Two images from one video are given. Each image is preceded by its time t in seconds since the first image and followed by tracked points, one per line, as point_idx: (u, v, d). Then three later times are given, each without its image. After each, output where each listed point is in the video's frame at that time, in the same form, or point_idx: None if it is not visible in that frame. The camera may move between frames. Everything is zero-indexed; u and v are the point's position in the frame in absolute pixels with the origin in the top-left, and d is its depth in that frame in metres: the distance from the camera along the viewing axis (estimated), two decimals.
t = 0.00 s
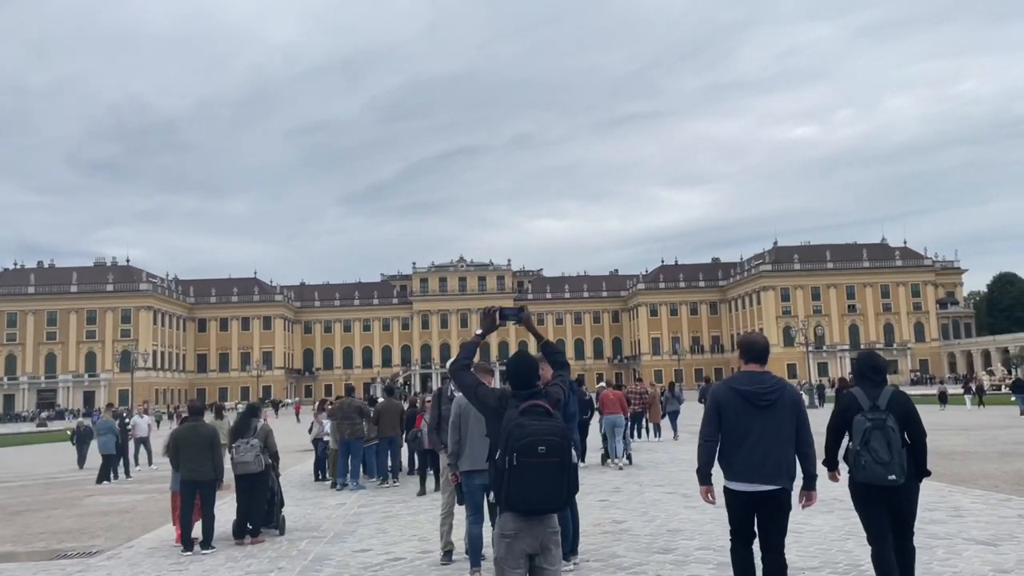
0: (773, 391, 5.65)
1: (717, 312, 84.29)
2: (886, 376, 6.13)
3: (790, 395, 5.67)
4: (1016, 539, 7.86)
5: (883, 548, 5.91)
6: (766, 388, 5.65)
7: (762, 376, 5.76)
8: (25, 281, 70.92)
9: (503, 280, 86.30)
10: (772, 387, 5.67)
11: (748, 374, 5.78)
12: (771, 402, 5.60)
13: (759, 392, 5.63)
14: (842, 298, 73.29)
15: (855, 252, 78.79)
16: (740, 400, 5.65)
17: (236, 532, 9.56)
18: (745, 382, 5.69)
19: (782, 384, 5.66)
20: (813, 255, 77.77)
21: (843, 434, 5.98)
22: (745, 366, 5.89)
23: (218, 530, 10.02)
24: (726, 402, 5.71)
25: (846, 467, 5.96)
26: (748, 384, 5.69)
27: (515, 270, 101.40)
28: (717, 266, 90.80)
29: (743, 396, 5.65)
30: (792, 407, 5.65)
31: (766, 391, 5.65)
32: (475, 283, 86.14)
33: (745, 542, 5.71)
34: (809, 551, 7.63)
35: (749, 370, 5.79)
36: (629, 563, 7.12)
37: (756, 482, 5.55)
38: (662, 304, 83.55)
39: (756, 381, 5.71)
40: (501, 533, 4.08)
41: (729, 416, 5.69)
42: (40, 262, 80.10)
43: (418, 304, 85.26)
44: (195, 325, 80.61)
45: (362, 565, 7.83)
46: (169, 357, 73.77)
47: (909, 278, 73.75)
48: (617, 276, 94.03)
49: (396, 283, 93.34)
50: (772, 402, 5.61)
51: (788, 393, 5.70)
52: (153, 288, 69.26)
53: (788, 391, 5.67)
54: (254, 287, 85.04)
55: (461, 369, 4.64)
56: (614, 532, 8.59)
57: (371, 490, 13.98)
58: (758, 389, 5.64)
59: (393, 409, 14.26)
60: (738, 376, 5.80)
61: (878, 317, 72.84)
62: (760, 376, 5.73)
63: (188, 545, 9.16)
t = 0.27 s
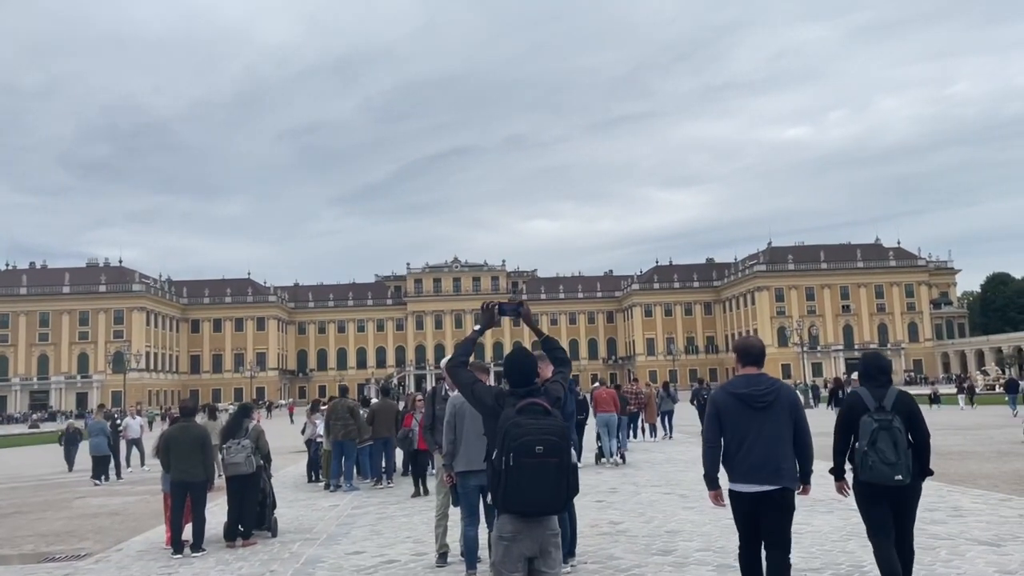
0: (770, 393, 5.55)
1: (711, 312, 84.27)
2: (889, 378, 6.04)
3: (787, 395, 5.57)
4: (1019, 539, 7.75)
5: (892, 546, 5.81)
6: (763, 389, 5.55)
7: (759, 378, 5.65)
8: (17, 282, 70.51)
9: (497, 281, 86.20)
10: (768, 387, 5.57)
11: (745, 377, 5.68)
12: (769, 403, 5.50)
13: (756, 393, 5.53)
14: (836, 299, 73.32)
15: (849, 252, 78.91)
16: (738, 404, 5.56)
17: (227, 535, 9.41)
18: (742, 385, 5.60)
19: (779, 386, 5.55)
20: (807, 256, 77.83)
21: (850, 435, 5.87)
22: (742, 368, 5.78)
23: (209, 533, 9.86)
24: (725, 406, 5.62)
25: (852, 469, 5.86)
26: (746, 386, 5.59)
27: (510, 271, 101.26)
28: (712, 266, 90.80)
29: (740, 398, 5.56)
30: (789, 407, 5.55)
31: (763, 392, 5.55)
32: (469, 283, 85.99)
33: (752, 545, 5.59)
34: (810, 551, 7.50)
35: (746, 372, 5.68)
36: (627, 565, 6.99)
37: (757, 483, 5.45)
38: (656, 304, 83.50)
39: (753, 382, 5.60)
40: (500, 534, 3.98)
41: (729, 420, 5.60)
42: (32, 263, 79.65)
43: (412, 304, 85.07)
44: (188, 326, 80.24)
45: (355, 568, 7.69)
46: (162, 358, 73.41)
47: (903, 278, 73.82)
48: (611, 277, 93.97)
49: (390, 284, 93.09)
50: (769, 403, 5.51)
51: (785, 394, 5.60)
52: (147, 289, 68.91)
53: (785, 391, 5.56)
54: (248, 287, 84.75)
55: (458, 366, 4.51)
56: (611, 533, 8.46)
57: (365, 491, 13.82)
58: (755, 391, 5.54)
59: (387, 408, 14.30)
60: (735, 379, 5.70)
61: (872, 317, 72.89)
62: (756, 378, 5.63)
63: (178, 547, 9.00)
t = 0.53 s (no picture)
0: (767, 392, 5.43)
1: (710, 312, 84.20)
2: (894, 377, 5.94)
3: (783, 395, 5.44)
4: None
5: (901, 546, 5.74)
6: (758, 389, 5.43)
7: (756, 377, 5.53)
8: (16, 282, 70.37)
9: (496, 281, 86.13)
10: (765, 386, 5.45)
11: (741, 377, 5.56)
12: (765, 403, 5.38)
13: (751, 393, 5.42)
14: (835, 298, 73.26)
15: (848, 252, 78.88)
16: (735, 404, 5.46)
17: (222, 539, 9.30)
18: (737, 385, 5.48)
19: (774, 385, 5.42)
20: (806, 256, 77.81)
21: (859, 436, 5.78)
22: (739, 367, 5.66)
23: (204, 536, 9.77)
24: (721, 407, 5.52)
25: (862, 468, 5.76)
26: (742, 386, 5.47)
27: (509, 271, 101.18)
28: (710, 266, 90.77)
29: (735, 399, 5.46)
30: (787, 406, 5.42)
31: (759, 391, 5.43)
32: (468, 283, 85.91)
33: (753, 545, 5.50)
34: (812, 556, 7.41)
35: (742, 372, 5.57)
36: (626, 571, 6.90)
37: (753, 485, 5.35)
38: (655, 304, 83.46)
39: (749, 383, 5.49)
40: (499, 544, 3.94)
41: (726, 421, 5.51)
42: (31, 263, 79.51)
43: (411, 305, 84.95)
44: (187, 326, 80.12)
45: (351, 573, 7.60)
46: (161, 358, 73.29)
47: (901, 278, 73.78)
48: (610, 277, 93.87)
49: (389, 284, 92.96)
50: (763, 404, 5.40)
51: (782, 394, 5.47)
52: (145, 289, 68.75)
53: (780, 390, 5.43)
54: (246, 287, 84.65)
55: (458, 369, 4.42)
56: (611, 537, 8.38)
57: (362, 494, 13.71)
58: (750, 390, 5.45)
59: (388, 411, 14.15)
60: (731, 378, 5.59)
61: (870, 317, 72.85)
62: (752, 377, 5.51)
63: (172, 552, 8.90)
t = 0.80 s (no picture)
0: (783, 397, 5.36)
1: (716, 312, 83.99)
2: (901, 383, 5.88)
3: (798, 401, 5.38)
4: None
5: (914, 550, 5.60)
6: (774, 394, 5.37)
7: (771, 383, 5.48)
8: (23, 282, 70.58)
9: (502, 281, 86.09)
10: (782, 390, 5.39)
11: (757, 382, 5.50)
12: (780, 408, 5.33)
13: (768, 398, 5.35)
14: (842, 298, 73.02)
15: (855, 252, 78.61)
16: (750, 407, 5.39)
17: (227, 540, 9.23)
18: (754, 390, 5.41)
19: (791, 390, 5.36)
20: (812, 255, 77.57)
21: (868, 440, 5.68)
22: (754, 374, 5.60)
23: (209, 538, 9.70)
24: (735, 409, 5.45)
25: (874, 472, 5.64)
26: (758, 391, 5.41)
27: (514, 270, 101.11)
28: (717, 265, 90.53)
29: (751, 402, 5.39)
30: (804, 411, 5.35)
31: (773, 396, 5.38)
32: (474, 283, 85.86)
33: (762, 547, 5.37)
34: (823, 559, 7.31)
35: (758, 378, 5.50)
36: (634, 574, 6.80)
37: (767, 487, 5.26)
38: (661, 304, 83.28)
39: (764, 388, 5.43)
40: (506, 551, 3.87)
41: (740, 424, 5.44)
42: (39, 263, 79.78)
43: (417, 304, 84.97)
44: (193, 326, 80.28)
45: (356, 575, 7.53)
46: (167, 358, 73.43)
47: (909, 277, 73.50)
48: (616, 277, 93.72)
49: (394, 284, 92.98)
50: (780, 408, 5.34)
51: (798, 398, 5.41)
52: (152, 289, 68.96)
53: (796, 395, 5.37)
54: (252, 287, 84.78)
55: (465, 371, 4.33)
56: (619, 539, 8.28)
57: (367, 494, 13.62)
58: (767, 395, 5.38)
59: (395, 412, 14.04)
60: (746, 384, 5.54)
61: (877, 317, 72.58)
62: (769, 383, 5.44)
63: (177, 553, 8.83)
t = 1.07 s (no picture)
0: (817, 396, 5.48)
1: (728, 310, 83.57)
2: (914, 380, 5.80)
3: (832, 400, 5.51)
4: None
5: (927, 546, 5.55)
6: (809, 391, 5.50)
7: (805, 381, 5.60)
8: (38, 282, 71.04)
9: (513, 280, 86.05)
10: (816, 390, 5.53)
11: (792, 380, 5.62)
12: (815, 406, 5.45)
13: (803, 395, 5.48)
14: (855, 297, 72.52)
15: (869, 250, 78.09)
16: (783, 403, 5.50)
17: (242, 540, 9.21)
18: (789, 387, 5.53)
19: (824, 388, 5.49)
20: (825, 253, 77.13)
21: (881, 438, 5.63)
22: (788, 371, 5.72)
23: (225, 537, 9.68)
24: (767, 406, 5.56)
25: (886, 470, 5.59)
26: (793, 388, 5.52)
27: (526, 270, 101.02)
28: (729, 264, 90.17)
29: (784, 397, 5.50)
30: (836, 411, 5.50)
31: (809, 395, 5.50)
32: (485, 282, 85.88)
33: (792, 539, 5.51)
34: (846, 560, 7.20)
35: (793, 375, 5.63)
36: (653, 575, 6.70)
37: (796, 483, 5.38)
38: (673, 303, 82.99)
39: (800, 385, 5.55)
40: (531, 552, 3.85)
41: (772, 419, 5.54)
42: (54, 263, 80.31)
43: (428, 304, 85.01)
44: (206, 326, 80.63)
45: None
46: (181, 357, 73.75)
47: (923, 276, 72.97)
48: (627, 276, 93.48)
49: (406, 283, 93.05)
50: (815, 406, 5.46)
51: (831, 398, 5.55)
52: (165, 289, 69.29)
53: (830, 394, 5.50)
54: (265, 287, 85.05)
55: (488, 370, 4.30)
56: (637, 540, 8.19)
57: (382, 494, 13.58)
58: (802, 392, 5.50)
59: (410, 411, 13.80)
60: (780, 380, 5.65)
61: (891, 315, 72.07)
62: (803, 380, 5.57)
63: (192, 553, 8.81)
